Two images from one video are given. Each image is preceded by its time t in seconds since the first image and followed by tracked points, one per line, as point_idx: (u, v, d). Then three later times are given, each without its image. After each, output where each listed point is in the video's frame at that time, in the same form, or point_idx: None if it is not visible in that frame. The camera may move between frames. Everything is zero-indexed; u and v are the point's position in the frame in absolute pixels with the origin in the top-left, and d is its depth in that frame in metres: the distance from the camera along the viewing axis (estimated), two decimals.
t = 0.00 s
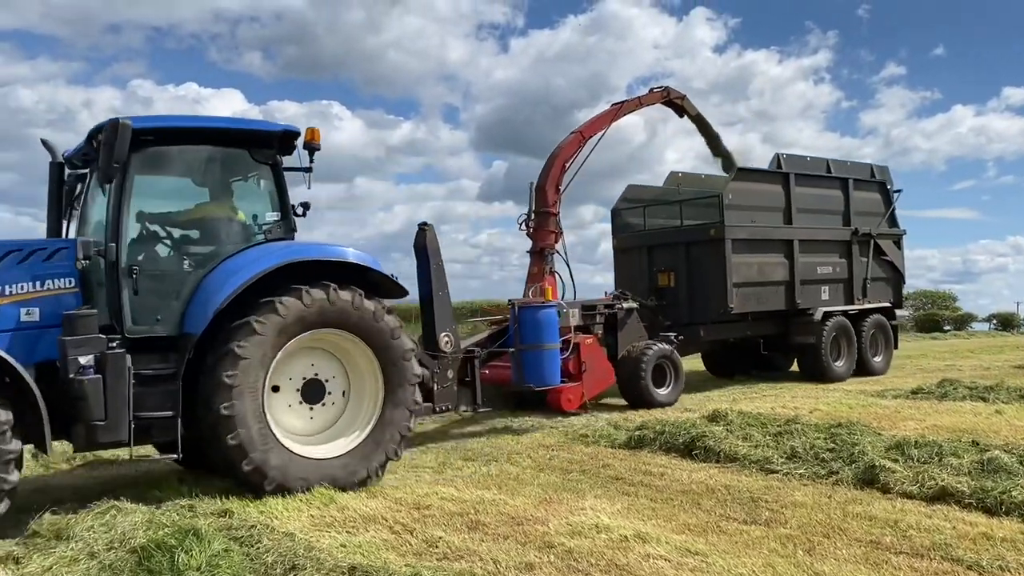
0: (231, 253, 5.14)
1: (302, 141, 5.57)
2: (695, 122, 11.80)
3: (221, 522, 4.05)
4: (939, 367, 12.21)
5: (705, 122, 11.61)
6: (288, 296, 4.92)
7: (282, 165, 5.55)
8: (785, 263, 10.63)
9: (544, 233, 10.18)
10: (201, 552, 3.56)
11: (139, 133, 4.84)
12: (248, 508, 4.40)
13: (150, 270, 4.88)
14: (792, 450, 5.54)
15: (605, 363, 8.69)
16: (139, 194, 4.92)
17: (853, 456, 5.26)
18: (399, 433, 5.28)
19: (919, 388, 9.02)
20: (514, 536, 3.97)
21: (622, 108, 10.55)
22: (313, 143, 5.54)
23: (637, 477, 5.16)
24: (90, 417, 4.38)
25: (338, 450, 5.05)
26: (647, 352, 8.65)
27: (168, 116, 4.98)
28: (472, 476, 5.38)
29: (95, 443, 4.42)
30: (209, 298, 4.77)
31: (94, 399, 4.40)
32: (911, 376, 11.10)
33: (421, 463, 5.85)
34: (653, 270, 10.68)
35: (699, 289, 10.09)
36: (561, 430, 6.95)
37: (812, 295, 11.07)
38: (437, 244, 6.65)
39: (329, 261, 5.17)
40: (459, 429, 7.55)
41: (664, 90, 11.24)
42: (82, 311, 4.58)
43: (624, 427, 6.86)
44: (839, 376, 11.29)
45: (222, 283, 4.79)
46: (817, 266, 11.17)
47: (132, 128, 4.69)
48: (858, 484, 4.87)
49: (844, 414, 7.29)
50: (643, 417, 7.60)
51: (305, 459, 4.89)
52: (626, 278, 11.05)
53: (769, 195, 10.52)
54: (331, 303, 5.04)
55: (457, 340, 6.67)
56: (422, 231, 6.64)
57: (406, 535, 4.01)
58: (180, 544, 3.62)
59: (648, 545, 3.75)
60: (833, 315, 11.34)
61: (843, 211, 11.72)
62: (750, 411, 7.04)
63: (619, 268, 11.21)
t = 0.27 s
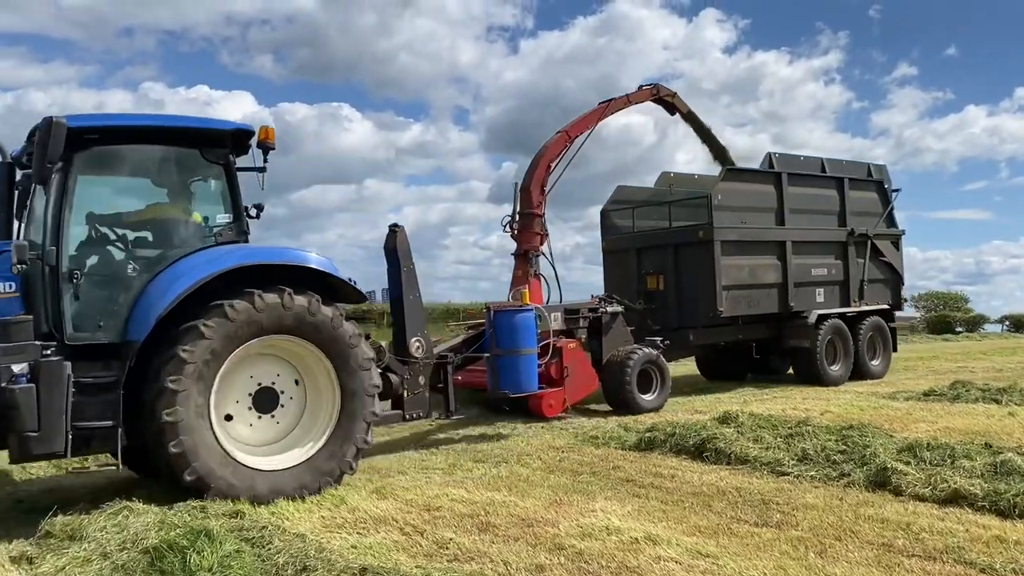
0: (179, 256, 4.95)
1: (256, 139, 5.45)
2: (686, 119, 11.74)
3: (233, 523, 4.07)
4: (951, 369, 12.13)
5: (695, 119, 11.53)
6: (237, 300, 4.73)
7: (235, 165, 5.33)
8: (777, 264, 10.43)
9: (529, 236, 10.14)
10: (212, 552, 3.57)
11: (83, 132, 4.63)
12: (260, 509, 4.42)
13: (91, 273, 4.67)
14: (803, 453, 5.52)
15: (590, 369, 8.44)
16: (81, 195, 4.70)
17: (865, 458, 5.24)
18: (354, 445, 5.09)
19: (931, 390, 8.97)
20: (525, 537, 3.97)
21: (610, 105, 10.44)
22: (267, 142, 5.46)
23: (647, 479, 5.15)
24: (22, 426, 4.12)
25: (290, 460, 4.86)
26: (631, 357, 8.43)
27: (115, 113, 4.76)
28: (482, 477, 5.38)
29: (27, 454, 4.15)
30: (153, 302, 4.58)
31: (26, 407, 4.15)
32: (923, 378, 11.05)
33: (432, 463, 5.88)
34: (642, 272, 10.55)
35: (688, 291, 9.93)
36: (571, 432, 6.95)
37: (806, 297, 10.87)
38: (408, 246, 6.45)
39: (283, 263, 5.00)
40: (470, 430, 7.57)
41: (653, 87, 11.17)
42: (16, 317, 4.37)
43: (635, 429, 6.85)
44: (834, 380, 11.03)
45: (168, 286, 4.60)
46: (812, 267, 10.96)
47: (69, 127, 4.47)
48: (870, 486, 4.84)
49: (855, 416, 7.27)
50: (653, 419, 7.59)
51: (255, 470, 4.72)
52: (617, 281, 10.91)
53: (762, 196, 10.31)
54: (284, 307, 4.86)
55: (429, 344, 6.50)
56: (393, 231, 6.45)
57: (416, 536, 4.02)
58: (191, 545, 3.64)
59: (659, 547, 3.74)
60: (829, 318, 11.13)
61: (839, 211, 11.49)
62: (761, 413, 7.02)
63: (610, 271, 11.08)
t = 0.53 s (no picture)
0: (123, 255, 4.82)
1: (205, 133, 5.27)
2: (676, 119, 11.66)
3: (245, 523, 4.08)
4: (963, 370, 12.08)
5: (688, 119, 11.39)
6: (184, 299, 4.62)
7: (181, 160, 5.17)
8: (770, 265, 10.29)
9: (515, 235, 9.85)
10: (225, 552, 3.58)
11: (22, 128, 4.51)
12: (271, 509, 4.43)
13: (31, 273, 4.55)
14: (815, 453, 5.50)
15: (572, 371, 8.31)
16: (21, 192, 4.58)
17: (877, 459, 5.22)
18: (306, 453, 4.93)
19: (944, 390, 8.92)
20: (536, 538, 3.97)
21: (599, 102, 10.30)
22: (217, 136, 5.25)
23: (658, 479, 5.14)
24: None
25: (236, 467, 4.73)
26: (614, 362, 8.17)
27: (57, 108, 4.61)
28: (493, 478, 5.38)
29: None
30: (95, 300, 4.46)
31: None
32: (936, 379, 11.01)
33: (444, 463, 5.88)
34: (630, 272, 10.41)
35: (677, 293, 9.80)
36: (582, 433, 6.94)
37: (801, 298, 10.72)
38: (378, 245, 6.36)
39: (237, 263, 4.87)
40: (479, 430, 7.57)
41: (644, 86, 11.08)
42: None
43: (646, 429, 6.84)
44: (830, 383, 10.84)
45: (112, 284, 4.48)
46: (806, 267, 10.81)
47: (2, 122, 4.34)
48: (883, 488, 4.82)
49: (867, 416, 7.24)
50: (664, 419, 7.57)
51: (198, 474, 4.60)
52: (606, 282, 10.76)
53: (754, 195, 10.18)
54: (235, 308, 4.75)
55: (400, 345, 6.35)
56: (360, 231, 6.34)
57: (428, 536, 4.02)
58: (203, 544, 3.66)
59: (670, 548, 3.74)
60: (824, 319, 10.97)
61: (833, 210, 11.34)
62: (772, 414, 7.00)
63: (598, 271, 10.92)
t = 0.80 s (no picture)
0: (64, 255, 4.67)
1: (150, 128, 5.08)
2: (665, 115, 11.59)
3: (257, 522, 4.10)
4: (976, 371, 12.01)
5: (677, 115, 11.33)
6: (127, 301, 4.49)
7: (124, 157, 4.99)
8: (764, 265, 10.17)
9: (499, 235, 9.86)
10: (238, 552, 3.60)
11: None
12: (284, 509, 4.44)
13: None
14: (827, 454, 5.48)
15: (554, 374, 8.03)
16: None
17: (891, 461, 5.19)
18: (253, 464, 4.84)
19: (958, 392, 8.87)
20: (547, 538, 3.97)
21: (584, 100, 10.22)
22: (160, 133, 5.06)
23: (670, 480, 5.13)
24: None
25: (176, 478, 4.63)
26: (598, 363, 8.07)
27: None
28: (504, 478, 5.38)
29: None
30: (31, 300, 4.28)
31: None
32: (949, 381, 10.97)
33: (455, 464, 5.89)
34: (619, 272, 10.32)
35: (666, 294, 9.69)
36: (593, 433, 6.94)
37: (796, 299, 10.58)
38: (344, 246, 6.22)
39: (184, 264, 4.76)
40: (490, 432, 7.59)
41: (631, 82, 11.01)
42: None
43: (657, 430, 6.83)
44: (825, 386, 10.65)
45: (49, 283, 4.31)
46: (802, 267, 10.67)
47: None
48: (896, 489, 4.80)
49: (880, 417, 7.21)
50: (676, 420, 7.56)
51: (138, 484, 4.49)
52: (596, 282, 10.66)
53: (749, 194, 10.05)
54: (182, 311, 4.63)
55: (367, 350, 6.31)
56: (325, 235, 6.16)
57: (439, 537, 4.03)
58: (216, 544, 3.67)
59: (682, 548, 3.73)
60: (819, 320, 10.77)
61: (831, 208, 11.18)
62: (784, 415, 6.97)
63: (589, 271, 10.83)
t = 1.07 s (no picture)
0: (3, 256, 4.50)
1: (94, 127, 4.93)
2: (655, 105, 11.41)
3: (271, 521, 4.12)
4: (992, 371, 11.92)
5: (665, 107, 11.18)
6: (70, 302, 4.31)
7: (68, 156, 4.84)
8: (756, 264, 9.93)
9: (483, 234, 9.82)
10: (251, 551, 3.61)
11: None
12: (297, 508, 4.45)
13: None
14: (841, 455, 5.45)
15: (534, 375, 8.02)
16: None
17: (906, 462, 5.16)
18: (197, 477, 4.62)
19: (973, 392, 8.82)
20: (559, 538, 3.97)
21: (568, 95, 10.04)
22: (104, 129, 4.91)
23: (682, 481, 5.12)
24: None
25: (111, 488, 4.36)
26: (579, 364, 8.05)
27: None
28: (516, 478, 5.38)
29: None
30: None
31: None
32: (964, 381, 10.90)
33: (468, 464, 5.89)
34: (607, 272, 10.18)
35: (654, 295, 9.53)
36: (605, 434, 6.92)
37: (791, 298, 10.37)
38: (309, 247, 6.19)
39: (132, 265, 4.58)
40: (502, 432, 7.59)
41: (617, 74, 10.85)
42: None
43: (670, 431, 6.82)
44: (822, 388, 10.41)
45: None
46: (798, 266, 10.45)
47: None
48: (911, 490, 4.77)
49: (895, 418, 7.17)
50: (689, 421, 7.54)
51: (73, 494, 4.22)
52: (584, 282, 10.54)
53: (740, 191, 9.83)
54: (130, 314, 4.43)
55: (332, 353, 6.30)
56: (289, 233, 6.15)
57: (451, 536, 4.03)
58: (230, 543, 3.68)
59: (695, 549, 3.72)
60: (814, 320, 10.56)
61: (827, 206, 10.91)
62: (798, 416, 6.94)
63: (577, 271, 10.74)
